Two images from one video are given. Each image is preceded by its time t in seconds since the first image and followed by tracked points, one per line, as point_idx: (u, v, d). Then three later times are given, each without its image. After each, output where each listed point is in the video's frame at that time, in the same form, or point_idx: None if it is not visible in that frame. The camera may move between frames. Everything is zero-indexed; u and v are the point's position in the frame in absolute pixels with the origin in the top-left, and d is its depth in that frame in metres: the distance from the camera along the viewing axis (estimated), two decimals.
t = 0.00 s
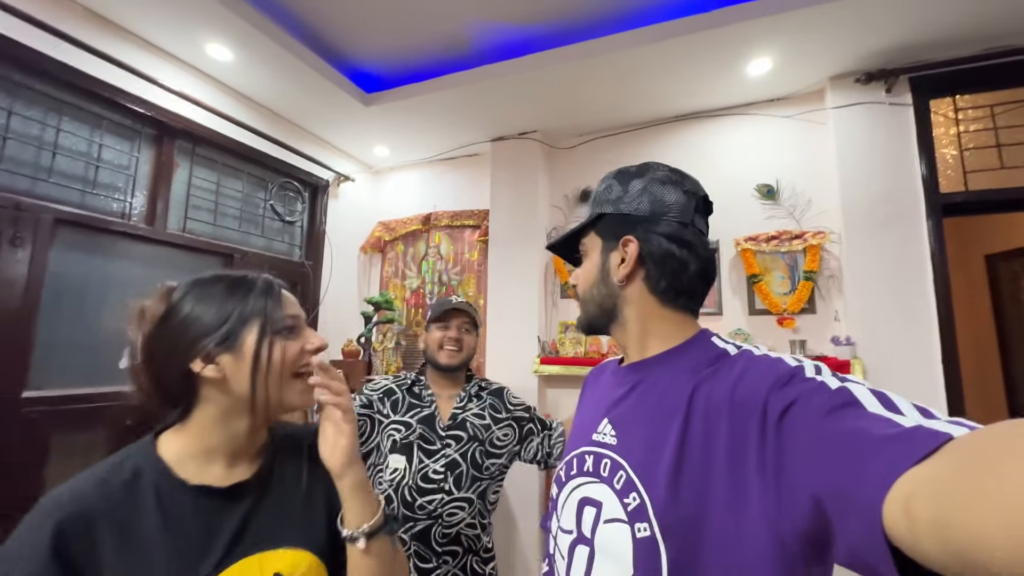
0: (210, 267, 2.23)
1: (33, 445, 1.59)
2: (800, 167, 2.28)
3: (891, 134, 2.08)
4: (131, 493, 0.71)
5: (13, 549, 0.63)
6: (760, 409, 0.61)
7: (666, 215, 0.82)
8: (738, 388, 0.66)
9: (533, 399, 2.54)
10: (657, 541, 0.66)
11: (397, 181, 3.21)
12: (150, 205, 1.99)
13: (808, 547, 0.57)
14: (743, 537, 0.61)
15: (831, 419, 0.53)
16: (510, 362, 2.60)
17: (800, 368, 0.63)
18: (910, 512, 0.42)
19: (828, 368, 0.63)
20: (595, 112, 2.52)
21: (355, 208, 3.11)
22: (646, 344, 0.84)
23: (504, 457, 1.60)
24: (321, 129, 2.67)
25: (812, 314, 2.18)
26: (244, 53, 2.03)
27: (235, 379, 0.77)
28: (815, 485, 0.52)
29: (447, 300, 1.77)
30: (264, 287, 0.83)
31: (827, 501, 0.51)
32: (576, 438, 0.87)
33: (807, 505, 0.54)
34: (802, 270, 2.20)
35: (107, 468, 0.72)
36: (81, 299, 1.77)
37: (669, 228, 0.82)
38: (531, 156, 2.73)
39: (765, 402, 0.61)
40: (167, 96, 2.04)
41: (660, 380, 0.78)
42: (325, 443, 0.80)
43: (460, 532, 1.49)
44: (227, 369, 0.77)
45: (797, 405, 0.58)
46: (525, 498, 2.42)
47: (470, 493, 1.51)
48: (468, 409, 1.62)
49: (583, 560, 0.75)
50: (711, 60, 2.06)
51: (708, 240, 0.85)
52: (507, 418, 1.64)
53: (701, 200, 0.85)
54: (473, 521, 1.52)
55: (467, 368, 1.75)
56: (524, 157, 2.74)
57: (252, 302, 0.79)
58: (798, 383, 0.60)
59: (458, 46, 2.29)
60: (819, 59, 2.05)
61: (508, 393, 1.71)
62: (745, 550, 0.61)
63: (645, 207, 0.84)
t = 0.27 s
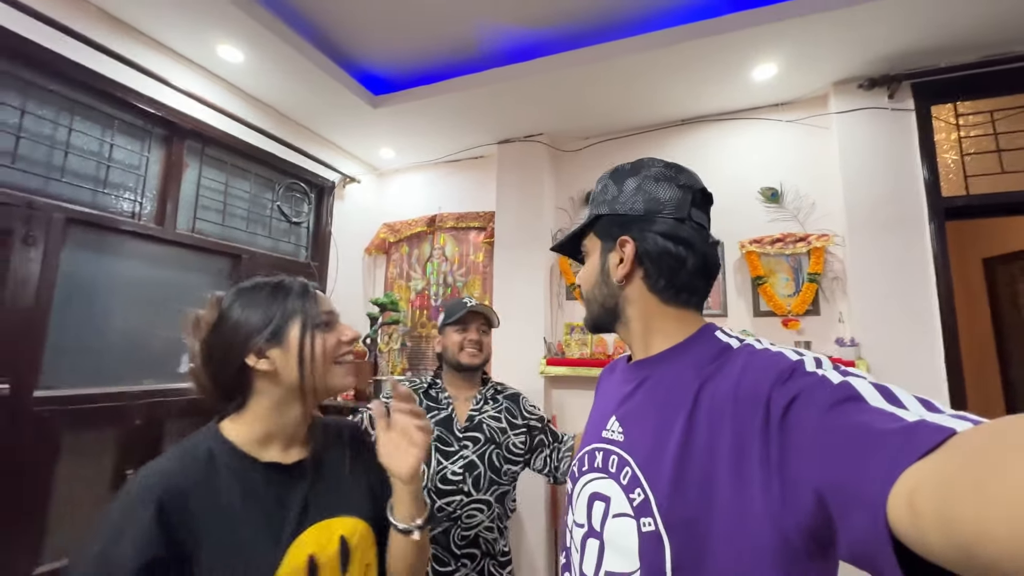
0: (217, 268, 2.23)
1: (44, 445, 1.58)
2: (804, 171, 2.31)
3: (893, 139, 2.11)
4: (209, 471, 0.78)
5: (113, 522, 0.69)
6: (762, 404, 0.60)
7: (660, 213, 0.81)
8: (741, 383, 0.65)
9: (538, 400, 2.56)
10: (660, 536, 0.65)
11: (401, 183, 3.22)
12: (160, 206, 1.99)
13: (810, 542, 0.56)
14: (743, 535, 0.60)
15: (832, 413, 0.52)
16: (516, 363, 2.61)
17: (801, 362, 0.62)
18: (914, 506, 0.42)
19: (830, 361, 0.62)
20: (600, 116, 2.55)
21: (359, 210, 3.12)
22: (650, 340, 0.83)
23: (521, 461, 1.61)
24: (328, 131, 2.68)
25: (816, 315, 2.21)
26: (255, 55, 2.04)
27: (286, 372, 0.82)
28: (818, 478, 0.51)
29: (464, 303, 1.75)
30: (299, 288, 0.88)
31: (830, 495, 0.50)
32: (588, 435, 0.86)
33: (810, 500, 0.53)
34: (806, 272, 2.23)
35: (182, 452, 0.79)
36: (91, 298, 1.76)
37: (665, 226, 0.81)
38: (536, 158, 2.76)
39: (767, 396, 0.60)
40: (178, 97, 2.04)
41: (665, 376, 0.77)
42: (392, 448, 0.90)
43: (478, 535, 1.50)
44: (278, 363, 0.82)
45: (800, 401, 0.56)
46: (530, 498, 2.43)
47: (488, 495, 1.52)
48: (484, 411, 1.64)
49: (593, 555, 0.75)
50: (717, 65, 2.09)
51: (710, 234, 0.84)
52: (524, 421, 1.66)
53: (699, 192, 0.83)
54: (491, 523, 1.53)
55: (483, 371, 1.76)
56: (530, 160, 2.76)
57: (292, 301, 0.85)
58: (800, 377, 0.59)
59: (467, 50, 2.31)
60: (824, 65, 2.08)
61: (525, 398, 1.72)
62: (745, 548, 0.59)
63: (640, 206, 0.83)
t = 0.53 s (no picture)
0: (231, 266, 2.24)
1: (61, 440, 1.60)
2: (815, 171, 2.31)
3: (907, 139, 2.11)
4: (295, 446, 0.85)
5: (225, 489, 0.76)
6: (744, 394, 0.61)
7: (640, 215, 0.82)
8: (726, 375, 0.64)
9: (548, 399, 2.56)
10: (652, 530, 0.64)
11: (411, 182, 3.23)
12: (176, 204, 2.01)
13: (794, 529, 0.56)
14: (731, 526, 0.59)
15: (813, 401, 0.52)
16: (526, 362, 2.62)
17: (782, 353, 0.62)
18: (890, 485, 0.41)
19: (811, 353, 0.62)
20: (611, 116, 2.55)
21: (369, 209, 3.13)
22: (636, 338, 0.83)
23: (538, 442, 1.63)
24: (339, 130, 2.69)
25: (828, 316, 2.20)
26: (270, 54, 2.05)
27: (334, 363, 0.91)
28: (802, 466, 0.52)
29: (475, 289, 1.75)
30: (340, 290, 0.97)
31: (812, 483, 0.50)
32: (576, 436, 0.84)
33: (794, 488, 0.53)
34: (818, 273, 2.22)
35: (266, 428, 0.86)
36: (109, 295, 1.78)
37: (645, 227, 0.82)
38: (547, 159, 2.76)
39: (751, 387, 0.60)
40: (194, 96, 2.06)
41: (651, 373, 0.76)
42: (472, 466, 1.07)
43: (497, 518, 1.51)
44: (325, 355, 0.91)
45: (781, 390, 0.57)
46: (540, 498, 2.43)
47: (507, 479, 1.54)
48: (502, 395, 1.64)
49: (586, 555, 0.72)
50: (730, 65, 2.09)
51: (689, 234, 0.85)
52: (540, 402, 1.67)
53: (678, 194, 0.84)
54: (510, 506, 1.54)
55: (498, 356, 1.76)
56: (540, 160, 2.77)
57: (333, 302, 0.93)
58: (781, 367, 0.59)
59: (479, 50, 2.32)
60: (837, 65, 2.08)
61: (540, 376, 1.73)
62: (734, 539, 0.58)
63: (621, 208, 0.84)
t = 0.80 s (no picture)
0: (250, 271, 2.26)
1: (87, 444, 1.63)
2: (835, 178, 2.29)
3: (930, 147, 2.08)
4: (344, 457, 0.91)
5: (286, 491, 0.81)
6: (720, 413, 0.53)
7: (623, 243, 0.71)
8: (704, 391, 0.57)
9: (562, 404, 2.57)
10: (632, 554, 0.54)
11: (425, 186, 3.24)
12: (197, 211, 2.03)
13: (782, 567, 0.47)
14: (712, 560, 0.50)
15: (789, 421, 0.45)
16: (540, 367, 2.63)
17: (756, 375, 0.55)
18: (853, 502, 0.36)
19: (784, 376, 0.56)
20: (627, 121, 2.54)
21: (384, 212, 3.15)
22: (618, 362, 0.72)
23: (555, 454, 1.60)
24: (355, 134, 2.71)
25: (846, 325, 2.19)
26: (289, 62, 2.06)
27: (372, 380, 0.98)
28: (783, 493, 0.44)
29: (475, 306, 1.70)
30: (376, 315, 1.06)
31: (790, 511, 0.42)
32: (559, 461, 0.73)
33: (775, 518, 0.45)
34: (836, 281, 2.20)
35: (318, 441, 0.92)
36: (133, 301, 1.81)
37: (628, 255, 0.71)
38: (561, 163, 2.76)
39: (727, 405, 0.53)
40: (215, 103, 2.08)
41: (629, 389, 0.68)
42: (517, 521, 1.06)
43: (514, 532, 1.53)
44: (364, 372, 0.98)
45: (758, 408, 0.49)
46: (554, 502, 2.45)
47: (523, 492, 1.55)
48: (513, 408, 1.63)
49: None
50: (750, 72, 2.08)
51: (675, 263, 0.74)
52: (552, 412, 1.65)
53: (662, 225, 0.73)
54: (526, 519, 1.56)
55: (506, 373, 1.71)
56: (554, 165, 2.77)
57: (370, 324, 1.02)
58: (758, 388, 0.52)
59: (496, 55, 2.31)
60: (859, 73, 2.06)
61: (548, 386, 1.72)
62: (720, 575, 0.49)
63: (604, 238, 0.73)
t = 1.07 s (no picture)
0: (250, 272, 2.23)
1: (87, 447, 1.59)
2: (834, 183, 2.33)
3: (927, 154, 2.13)
4: (365, 457, 0.96)
5: (309, 488, 0.88)
6: (706, 416, 0.53)
7: (608, 252, 0.71)
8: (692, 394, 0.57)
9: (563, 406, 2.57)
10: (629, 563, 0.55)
11: (426, 186, 3.23)
12: (199, 211, 2.00)
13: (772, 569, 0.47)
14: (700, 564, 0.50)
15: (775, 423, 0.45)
16: (541, 369, 2.63)
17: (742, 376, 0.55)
18: (836, 500, 0.36)
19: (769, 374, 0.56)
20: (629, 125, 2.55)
21: (383, 213, 3.13)
22: (611, 369, 0.72)
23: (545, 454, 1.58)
24: (357, 134, 2.69)
25: (845, 328, 2.22)
26: (294, 60, 2.04)
27: (395, 382, 1.04)
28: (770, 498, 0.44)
29: (456, 309, 1.71)
30: (401, 321, 1.13)
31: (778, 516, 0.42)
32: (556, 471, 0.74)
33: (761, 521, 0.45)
34: (835, 285, 2.24)
35: (343, 440, 0.97)
36: (134, 302, 1.78)
37: (615, 263, 0.71)
38: (563, 165, 2.77)
39: (714, 408, 0.53)
40: (217, 100, 2.05)
41: (620, 394, 0.68)
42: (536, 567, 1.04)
43: (507, 534, 1.52)
44: (388, 374, 1.05)
45: (742, 410, 0.50)
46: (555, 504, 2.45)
47: (514, 495, 1.52)
48: (501, 410, 1.62)
49: None
50: (754, 78, 2.10)
51: (660, 271, 0.75)
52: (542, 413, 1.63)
53: (644, 232, 0.74)
54: (518, 521, 1.54)
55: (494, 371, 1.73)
56: (555, 167, 2.77)
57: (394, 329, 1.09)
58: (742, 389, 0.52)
59: (500, 57, 2.31)
60: (860, 80, 2.09)
61: (538, 386, 1.70)
62: None
63: (589, 247, 0.73)
